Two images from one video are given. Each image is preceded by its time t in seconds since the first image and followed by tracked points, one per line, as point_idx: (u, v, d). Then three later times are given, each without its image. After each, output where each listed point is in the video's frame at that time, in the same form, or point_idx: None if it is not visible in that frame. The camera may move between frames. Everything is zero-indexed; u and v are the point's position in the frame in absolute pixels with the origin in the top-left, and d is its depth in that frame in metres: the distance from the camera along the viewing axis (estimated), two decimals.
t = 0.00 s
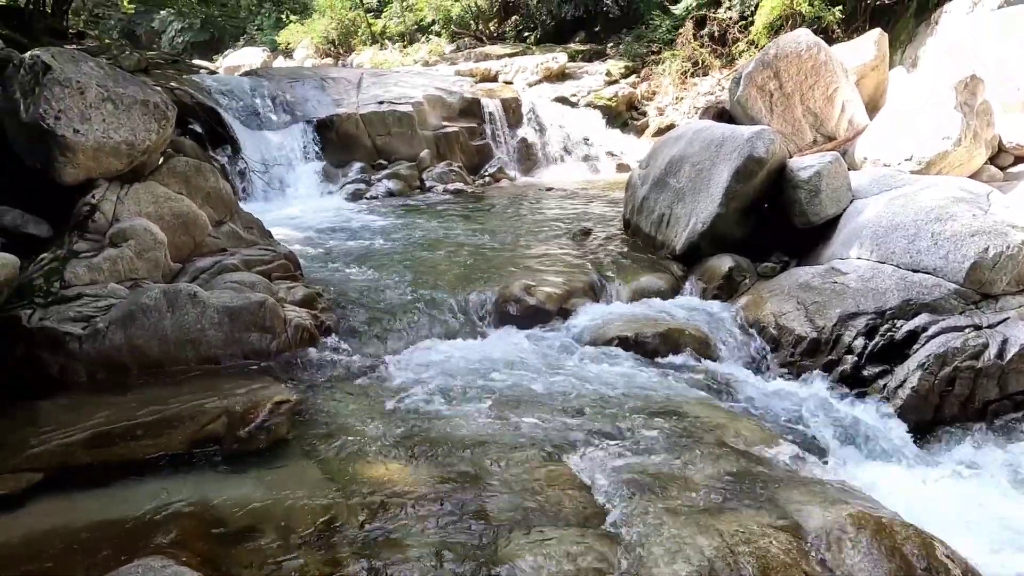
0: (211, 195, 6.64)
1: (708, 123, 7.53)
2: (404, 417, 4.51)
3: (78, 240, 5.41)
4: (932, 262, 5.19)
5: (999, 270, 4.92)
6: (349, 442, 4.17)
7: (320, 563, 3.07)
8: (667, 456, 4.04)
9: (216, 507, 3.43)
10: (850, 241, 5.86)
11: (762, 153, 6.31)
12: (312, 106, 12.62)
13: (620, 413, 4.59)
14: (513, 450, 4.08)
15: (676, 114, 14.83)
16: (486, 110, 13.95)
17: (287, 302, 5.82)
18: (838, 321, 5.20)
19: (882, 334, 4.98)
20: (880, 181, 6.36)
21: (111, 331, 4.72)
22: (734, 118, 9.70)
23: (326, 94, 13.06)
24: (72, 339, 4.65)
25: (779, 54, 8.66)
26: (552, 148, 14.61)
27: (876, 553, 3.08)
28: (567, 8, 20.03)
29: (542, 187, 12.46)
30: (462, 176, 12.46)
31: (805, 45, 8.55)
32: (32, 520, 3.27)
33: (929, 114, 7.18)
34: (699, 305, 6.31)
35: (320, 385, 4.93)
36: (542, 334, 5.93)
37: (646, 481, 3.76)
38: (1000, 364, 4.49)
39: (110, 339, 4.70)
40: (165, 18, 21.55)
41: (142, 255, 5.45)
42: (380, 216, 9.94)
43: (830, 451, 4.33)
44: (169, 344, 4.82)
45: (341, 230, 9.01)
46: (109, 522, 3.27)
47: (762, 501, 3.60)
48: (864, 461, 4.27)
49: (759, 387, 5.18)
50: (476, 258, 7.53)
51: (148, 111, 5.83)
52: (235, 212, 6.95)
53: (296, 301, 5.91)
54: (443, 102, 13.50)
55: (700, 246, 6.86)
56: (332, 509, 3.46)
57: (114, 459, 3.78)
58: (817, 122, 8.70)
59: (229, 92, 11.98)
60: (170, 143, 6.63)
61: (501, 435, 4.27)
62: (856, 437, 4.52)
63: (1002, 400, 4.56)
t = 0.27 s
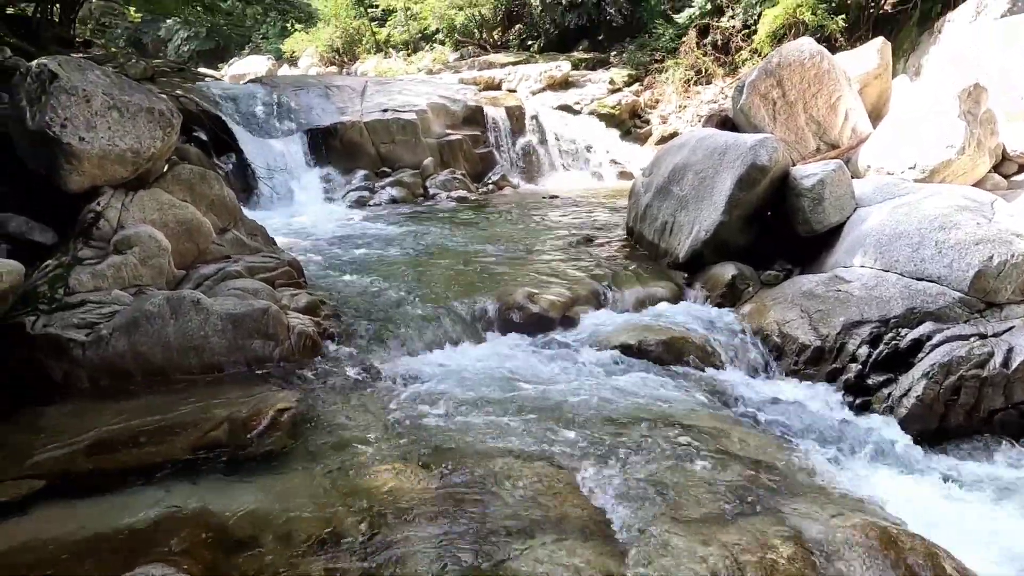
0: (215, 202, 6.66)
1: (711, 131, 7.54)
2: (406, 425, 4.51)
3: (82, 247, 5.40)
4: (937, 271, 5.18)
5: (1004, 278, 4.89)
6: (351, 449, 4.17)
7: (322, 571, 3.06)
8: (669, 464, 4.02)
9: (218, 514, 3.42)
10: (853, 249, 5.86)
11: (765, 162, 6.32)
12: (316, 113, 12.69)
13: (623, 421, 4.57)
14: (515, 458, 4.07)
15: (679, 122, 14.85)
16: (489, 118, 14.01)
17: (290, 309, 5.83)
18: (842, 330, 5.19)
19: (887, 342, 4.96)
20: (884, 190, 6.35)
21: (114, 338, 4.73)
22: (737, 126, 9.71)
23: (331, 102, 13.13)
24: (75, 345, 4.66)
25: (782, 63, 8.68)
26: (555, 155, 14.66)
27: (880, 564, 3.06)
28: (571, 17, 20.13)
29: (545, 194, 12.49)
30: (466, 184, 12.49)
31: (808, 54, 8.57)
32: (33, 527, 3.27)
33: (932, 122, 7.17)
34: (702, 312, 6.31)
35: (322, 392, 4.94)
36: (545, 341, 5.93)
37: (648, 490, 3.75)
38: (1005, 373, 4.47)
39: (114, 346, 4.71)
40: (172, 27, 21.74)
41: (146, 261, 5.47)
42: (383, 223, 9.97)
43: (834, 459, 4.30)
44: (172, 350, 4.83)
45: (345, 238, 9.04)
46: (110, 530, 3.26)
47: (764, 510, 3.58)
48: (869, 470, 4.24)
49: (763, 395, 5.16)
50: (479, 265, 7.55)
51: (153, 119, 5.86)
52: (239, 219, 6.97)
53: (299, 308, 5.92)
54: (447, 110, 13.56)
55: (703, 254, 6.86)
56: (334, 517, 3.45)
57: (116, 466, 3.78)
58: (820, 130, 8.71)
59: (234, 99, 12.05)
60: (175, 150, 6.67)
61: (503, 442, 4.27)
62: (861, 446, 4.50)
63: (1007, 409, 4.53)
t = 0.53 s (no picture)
0: (217, 206, 6.67)
1: (712, 135, 7.54)
2: (406, 429, 4.49)
3: (83, 250, 5.42)
4: (938, 275, 5.17)
5: (1006, 283, 4.88)
6: (351, 454, 4.16)
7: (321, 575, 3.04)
8: (670, 469, 4.01)
9: (216, 518, 3.41)
10: (855, 253, 5.85)
11: (766, 166, 6.32)
12: (318, 117, 12.71)
13: (623, 426, 4.56)
14: (515, 463, 4.05)
15: (681, 126, 14.85)
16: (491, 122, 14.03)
17: (291, 313, 5.83)
18: (843, 334, 5.17)
19: (888, 347, 4.94)
20: (885, 194, 6.34)
21: (115, 341, 4.73)
22: (738, 131, 9.72)
23: (332, 106, 13.16)
24: (76, 349, 4.66)
25: (783, 67, 8.69)
26: (557, 159, 14.67)
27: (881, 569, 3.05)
28: (573, 21, 20.18)
29: (547, 198, 12.49)
30: (467, 188, 12.50)
31: (809, 58, 8.57)
32: (32, 530, 3.26)
33: (934, 126, 7.18)
34: (703, 317, 6.29)
35: (322, 396, 4.93)
36: (546, 345, 5.92)
37: (649, 494, 3.74)
38: (1008, 378, 4.43)
39: (114, 349, 4.71)
40: (175, 32, 21.85)
41: (147, 265, 5.48)
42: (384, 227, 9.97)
43: (835, 465, 4.28)
44: (172, 354, 4.82)
45: (347, 242, 9.03)
46: (109, 534, 3.25)
47: (765, 515, 3.56)
48: (871, 475, 4.22)
49: (764, 400, 5.14)
50: (480, 270, 7.54)
51: (155, 123, 5.87)
52: (241, 223, 6.97)
53: (299, 312, 5.92)
54: (449, 114, 13.58)
55: (705, 258, 6.85)
56: (332, 521, 3.44)
57: (116, 469, 3.77)
58: (821, 134, 8.70)
59: (236, 104, 12.09)
60: (176, 154, 6.68)
61: (504, 447, 4.25)
62: (863, 451, 4.48)
63: (1009, 414, 4.49)
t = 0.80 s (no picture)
0: (218, 210, 6.67)
1: (713, 139, 7.54)
2: (407, 433, 4.48)
3: (85, 253, 5.43)
4: (939, 280, 5.16)
5: (1007, 287, 4.88)
6: (351, 458, 4.15)
7: None
8: (670, 474, 4.00)
9: (216, 522, 3.40)
10: (856, 257, 5.83)
11: (767, 170, 6.32)
12: (320, 122, 12.73)
13: (625, 430, 4.55)
14: (515, 467, 4.05)
15: (682, 131, 14.86)
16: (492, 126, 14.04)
17: (292, 317, 5.82)
18: (844, 338, 5.15)
19: (890, 351, 4.93)
20: (887, 199, 6.34)
21: (116, 344, 4.74)
22: (739, 135, 9.73)
23: (334, 110, 13.18)
24: (76, 352, 4.67)
25: (784, 71, 8.69)
26: (558, 164, 14.69)
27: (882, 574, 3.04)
28: (574, 26, 20.23)
29: (548, 203, 12.49)
30: (469, 192, 12.51)
31: (810, 63, 8.58)
32: (31, 533, 3.25)
33: (935, 131, 7.17)
34: (704, 321, 6.29)
35: (323, 400, 4.92)
36: (546, 349, 5.90)
37: (650, 498, 3.73)
38: (1010, 383, 4.44)
39: (115, 353, 4.72)
40: (177, 37, 21.94)
41: (148, 269, 5.48)
42: (386, 231, 9.97)
43: (837, 470, 4.27)
44: (172, 357, 4.82)
45: (348, 246, 9.04)
46: (108, 537, 3.24)
47: (766, 519, 3.55)
48: (872, 480, 4.20)
49: (765, 405, 5.12)
50: (481, 274, 7.54)
51: (157, 127, 5.88)
52: (242, 226, 6.97)
53: (300, 316, 5.92)
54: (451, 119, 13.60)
55: (706, 262, 6.85)
56: (333, 525, 3.43)
57: (116, 473, 3.77)
58: (822, 138, 8.70)
59: (238, 108, 12.11)
60: (178, 159, 6.70)
61: (504, 451, 4.24)
62: (863, 456, 4.46)
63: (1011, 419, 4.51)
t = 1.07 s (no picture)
0: (220, 214, 6.69)
1: (715, 143, 7.55)
2: (409, 436, 4.48)
3: (87, 257, 5.44)
4: (941, 283, 5.15)
5: (1010, 291, 4.86)
6: (353, 461, 4.15)
7: None
8: (672, 477, 3.99)
9: (218, 525, 3.40)
10: (858, 261, 5.84)
11: (769, 174, 6.31)
12: (320, 125, 12.74)
13: (626, 434, 4.54)
14: (517, 470, 4.05)
15: (683, 134, 14.86)
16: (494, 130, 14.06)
17: (293, 321, 5.83)
18: (846, 342, 5.15)
19: (891, 355, 4.93)
20: (888, 202, 6.33)
21: (117, 348, 4.74)
22: (741, 139, 9.74)
23: (336, 114, 13.21)
24: (78, 356, 4.68)
25: (785, 75, 8.72)
26: (560, 167, 14.70)
27: None
28: (575, 30, 20.27)
29: (549, 206, 12.49)
30: (470, 196, 12.53)
31: (811, 67, 8.60)
32: (32, 537, 3.24)
33: (937, 134, 7.18)
34: (705, 325, 6.28)
35: (324, 404, 4.92)
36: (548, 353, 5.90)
37: (651, 503, 3.72)
38: (1012, 387, 4.45)
39: (116, 356, 4.72)
40: (179, 41, 22.01)
41: (150, 272, 5.49)
42: (387, 235, 9.97)
43: (839, 474, 4.26)
44: (174, 361, 4.82)
45: (349, 249, 9.04)
46: (109, 541, 3.24)
47: (768, 524, 3.54)
48: (873, 484, 4.19)
49: (766, 409, 5.11)
50: (482, 277, 7.54)
51: (159, 131, 5.91)
52: (244, 230, 6.98)
53: (302, 319, 5.92)
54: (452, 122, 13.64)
55: (707, 266, 6.85)
56: (334, 531, 3.42)
57: (116, 477, 3.77)
58: (824, 142, 8.71)
59: (240, 112, 12.16)
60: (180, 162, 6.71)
61: (506, 454, 4.24)
62: (865, 460, 4.45)
63: (1014, 423, 4.52)
